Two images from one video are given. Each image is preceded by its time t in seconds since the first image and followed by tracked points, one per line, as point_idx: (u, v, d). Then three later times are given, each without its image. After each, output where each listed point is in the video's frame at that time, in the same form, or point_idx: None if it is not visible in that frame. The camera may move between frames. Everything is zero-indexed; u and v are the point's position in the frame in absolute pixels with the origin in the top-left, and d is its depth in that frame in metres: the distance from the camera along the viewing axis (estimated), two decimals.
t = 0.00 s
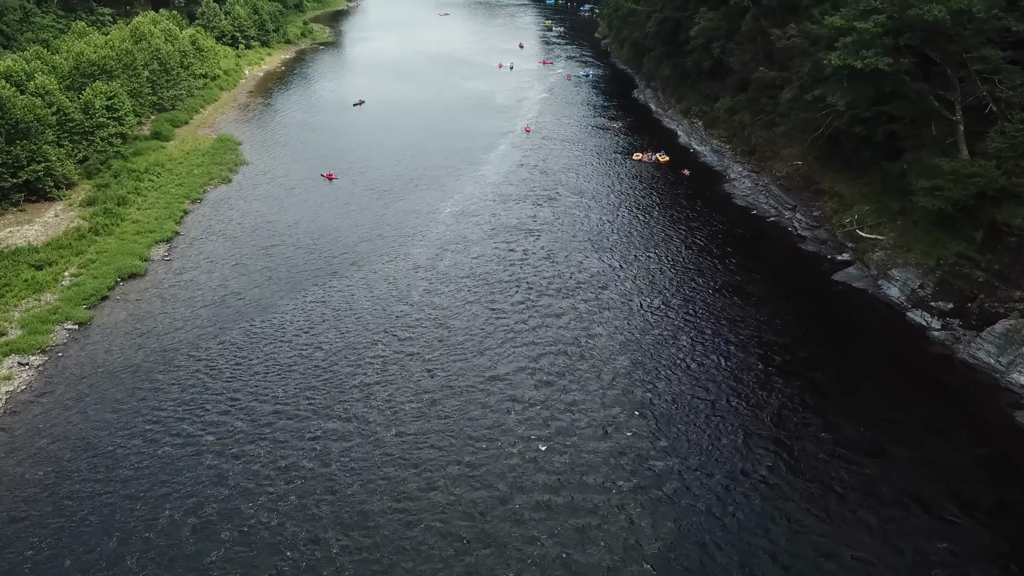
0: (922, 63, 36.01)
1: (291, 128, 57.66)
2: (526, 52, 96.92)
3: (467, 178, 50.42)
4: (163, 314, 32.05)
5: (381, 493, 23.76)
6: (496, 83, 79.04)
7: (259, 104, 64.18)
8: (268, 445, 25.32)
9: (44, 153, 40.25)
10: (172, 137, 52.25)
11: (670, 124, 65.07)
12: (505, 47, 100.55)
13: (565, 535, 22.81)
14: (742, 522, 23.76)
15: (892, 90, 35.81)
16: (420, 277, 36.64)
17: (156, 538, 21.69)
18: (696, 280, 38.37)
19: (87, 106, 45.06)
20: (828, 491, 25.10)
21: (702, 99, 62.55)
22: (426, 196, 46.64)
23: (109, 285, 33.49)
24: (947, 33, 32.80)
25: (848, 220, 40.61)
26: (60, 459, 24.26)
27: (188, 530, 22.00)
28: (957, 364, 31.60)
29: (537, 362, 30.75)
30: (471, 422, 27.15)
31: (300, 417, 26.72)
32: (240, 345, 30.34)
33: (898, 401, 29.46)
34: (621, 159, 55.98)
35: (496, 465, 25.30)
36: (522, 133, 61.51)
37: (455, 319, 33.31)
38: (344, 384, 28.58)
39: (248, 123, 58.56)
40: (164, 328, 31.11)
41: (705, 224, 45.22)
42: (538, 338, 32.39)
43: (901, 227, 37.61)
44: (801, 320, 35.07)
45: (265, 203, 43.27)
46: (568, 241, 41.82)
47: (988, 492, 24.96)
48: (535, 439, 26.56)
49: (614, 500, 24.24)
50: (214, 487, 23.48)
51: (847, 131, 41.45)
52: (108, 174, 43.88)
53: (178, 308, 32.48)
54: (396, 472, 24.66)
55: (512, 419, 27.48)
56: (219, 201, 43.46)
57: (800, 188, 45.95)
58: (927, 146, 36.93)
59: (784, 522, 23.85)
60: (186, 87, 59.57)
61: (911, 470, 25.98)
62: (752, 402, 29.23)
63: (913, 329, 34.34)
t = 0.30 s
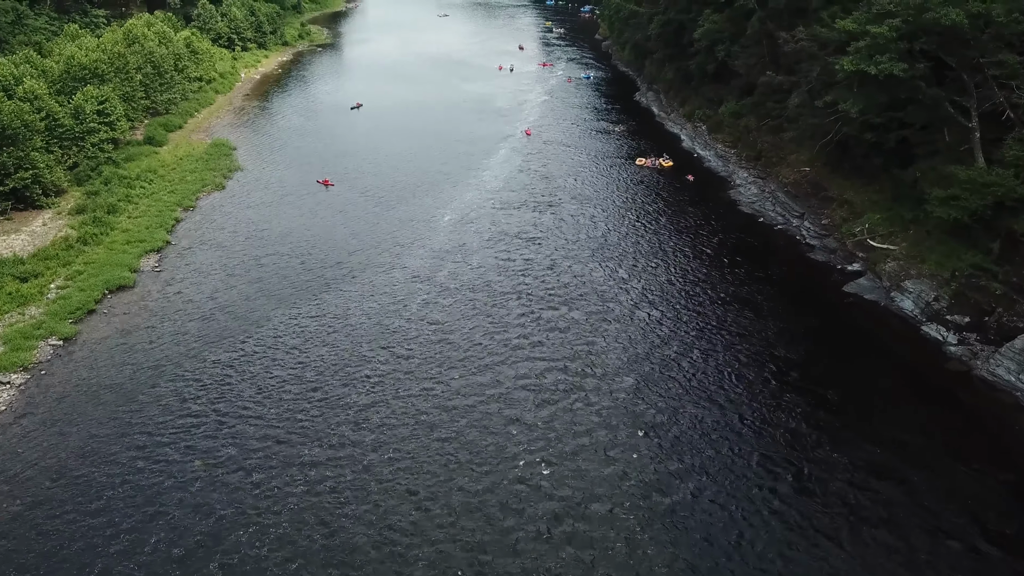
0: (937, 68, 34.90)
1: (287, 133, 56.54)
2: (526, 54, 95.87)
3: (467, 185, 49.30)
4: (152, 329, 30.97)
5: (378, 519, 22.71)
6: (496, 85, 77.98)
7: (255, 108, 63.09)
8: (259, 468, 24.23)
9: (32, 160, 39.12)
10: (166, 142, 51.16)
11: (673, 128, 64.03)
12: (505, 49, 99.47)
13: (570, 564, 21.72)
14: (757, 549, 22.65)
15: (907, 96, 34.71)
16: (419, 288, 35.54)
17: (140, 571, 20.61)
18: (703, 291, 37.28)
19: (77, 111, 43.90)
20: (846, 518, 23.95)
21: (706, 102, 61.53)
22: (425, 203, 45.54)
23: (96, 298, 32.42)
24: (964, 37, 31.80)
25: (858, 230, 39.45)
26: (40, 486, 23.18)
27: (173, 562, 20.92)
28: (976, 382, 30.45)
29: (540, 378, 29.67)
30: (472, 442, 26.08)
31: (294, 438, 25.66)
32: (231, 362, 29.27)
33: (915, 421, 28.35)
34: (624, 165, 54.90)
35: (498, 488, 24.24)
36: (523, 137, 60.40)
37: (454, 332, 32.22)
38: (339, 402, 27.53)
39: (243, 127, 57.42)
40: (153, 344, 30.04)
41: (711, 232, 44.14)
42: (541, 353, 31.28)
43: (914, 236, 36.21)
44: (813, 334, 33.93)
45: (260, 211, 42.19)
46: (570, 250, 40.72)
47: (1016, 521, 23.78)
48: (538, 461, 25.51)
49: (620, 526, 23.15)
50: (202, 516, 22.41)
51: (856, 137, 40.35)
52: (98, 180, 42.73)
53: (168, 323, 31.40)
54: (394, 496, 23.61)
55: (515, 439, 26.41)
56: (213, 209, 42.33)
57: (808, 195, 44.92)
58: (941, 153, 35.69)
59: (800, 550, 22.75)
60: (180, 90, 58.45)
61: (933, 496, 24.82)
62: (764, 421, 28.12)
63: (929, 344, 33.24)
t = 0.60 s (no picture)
0: (952, 72, 33.78)
1: (283, 137, 55.42)
2: (526, 56, 94.81)
3: (467, 190, 48.15)
4: (139, 344, 29.86)
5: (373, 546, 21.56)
6: (495, 88, 76.88)
7: (251, 111, 61.97)
8: (250, 491, 23.15)
9: (19, 166, 37.98)
10: (159, 146, 50.02)
11: (677, 132, 62.92)
12: (504, 50, 98.45)
13: None
14: None
15: (924, 103, 33.79)
16: (417, 297, 34.37)
17: None
18: (710, 300, 36.12)
19: (66, 116, 42.75)
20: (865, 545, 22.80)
21: (710, 105, 60.41)
22: (423, 209, 44.38)
23: (82, 310, 31.32)
24: (982, 41, 30.70)
25: (870, 238, 38.32)
26: (18, 513, 22.06)
27: None
28: (996, 400, 29.30)
29: (543, 392, 28.49)
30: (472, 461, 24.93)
31: (286, 458, 24.50)
32: (221, 377, 28.14)
33: (934, 441, 27.23)
34: (627, 169, 53.75)
35: (500, 511, 23.08)
36: (523, 141, 59.26)
37: (453, 344, 31.07)
38: (333, 418, 26.35)
39: (238, 131, 56.27)
40: (140, 359, 28.93)
41: (717, 240, 42.99)
42: (543, 364, 30.11)
43: (927, 246, 34.87)
44: (825, 348, 32.75)
45: (253, 218, 41.05)
46: (573, 257, 39.55)
47: None
48: (542, 480, 24.34)
49: (628, 552, 21.99)
50: (189, 545, 21.28)
51: (867, 143, 39.22)
52: (87, 187, 41.58)
53: (157, 337, 30.29)
54: (390, 520, 22.47)
55: (517, 457, 25.23)
56: (205, 216, 41.18)
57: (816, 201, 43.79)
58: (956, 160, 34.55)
59: None
60: (174, 94, 57.30)
61: (955, 521, 23.66)
62: (776, 440, 26.95)
63: (945, 358, 32.09)
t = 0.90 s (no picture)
0: (970, 76, 32.66)
1: (279, 141, 54.35)
2: (526, 57, 93.76)
3: (467, 196, 47.05)
4: (127, 359, 28.78)
5: None
6: (496, 90, 75.85)
7: (247, 114, 60.88)
8: (241, 519, 22.06)
9: (6, 173, 36.85)
10: (152, 151, 48.92)
11: (680, 135, 61.84)
12: (505, 52, 97.44)
13: None
14: None
15: (941, 108, 32.67)
16: (415, 309, 33.29)
17: None
18: (718, 311, 35.02)
19: (56, 120, 41.60)
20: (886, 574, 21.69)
21: (714, 108, 59.33)
22: (422, 216, 43.30)
23: (68, 324, 30.23)
24: (1002, 44, 29.57)
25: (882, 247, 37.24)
26: None
27: None
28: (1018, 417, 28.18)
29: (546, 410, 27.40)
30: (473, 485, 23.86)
31: (278, 482, 23.42)
32: (211, 395, 27.06)
33: (955, 463, 26.08)
34: (631, 174, 52.65)
35: (503, 538, 21.98)
36: (524, 145, 58.14)
37: (453, 358, 29.98)
38: (327, 440, 25.28)
39: (234, 135, 55.20)
40: (127, 376, 27.84)
41: (724, 248, 41.89)
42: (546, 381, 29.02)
43: (943, 256, 33.79)
44: (838, 362, 31.62)
45: (247, 226, 39.95)
46: (576, 266, 38.45)
47: None
48: (546, 505, 23.25)
49: None
50: None
51: (879, 149, 38.11)
52: (77, 194, 40.46)
53: (145, 352, 29.20)
54: (388, 548, 21.40)
55: (520, 480, 24.15)
56: (199, 224, 40.07)
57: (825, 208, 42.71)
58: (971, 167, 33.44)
59: None
60: (168, 97, 56.19)
61: (981, 549, 22.54)
62: (790, 461, 25.83)
63: (963, 373, 30.96)
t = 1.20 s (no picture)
0: (988, 86, 31.59)
1: (275, 149, 53.29)
2: (527, 64, 92.87)
3: (467, 206, 45.96)
4: (114, 380, 27.65)
5: None
6: (496, 97, 74.92)
7: (243, 122, 59.84)
8: (229, 554, 20.92)
9: None
10: (145, 161, 47.82)
11: (684, 143, 60.84)
12: (505, 58, 96.56)
13: None
14: None
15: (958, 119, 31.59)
16: (413, 326, 32.15)
17: None
18: (726, 328, 33.91)
19: (45, 130, 40.48)
20: None
21: (718, 116, 58.33)
22: (420, 227, 42.20)
23: (53, 342, 29.09)
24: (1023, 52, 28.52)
25: (895, 261, 36.13)
26: None
27: None
28: None
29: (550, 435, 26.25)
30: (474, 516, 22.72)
31: (268, 514, 22.28)
32: (200, 420, 25.92)
33: (977, 489, 24.91)
34: (634, 183, 51.56)
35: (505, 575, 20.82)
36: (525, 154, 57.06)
37: (451, 379, 28.85)
38: (320, 468, 24.14)
39: (229, 143, 54.15)
40: (113, 399, 26.70)
41: (730, 260, 40.78)
42: (548, 403, 27.88)
43: (959, 270, 32.68)
44: (852, 382, 30.46)
45: (241, 238, 38.85)
46: (579, 279, 37.36)
47: None
48: (551, 538, 22.08)
49: None
50: None
51: (891, 159, 37.04)
52: (67, 205, 39.35)
53: (133, 374, 28.03)
54: None
55: (524, 511, 22.99)
56: (191, 236, 38.94)
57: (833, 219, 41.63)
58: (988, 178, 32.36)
59: None
60: (163, 105, 55.15)
61: None
62: (805, 489, 24.63)
63: (984, 394, 29.77)
